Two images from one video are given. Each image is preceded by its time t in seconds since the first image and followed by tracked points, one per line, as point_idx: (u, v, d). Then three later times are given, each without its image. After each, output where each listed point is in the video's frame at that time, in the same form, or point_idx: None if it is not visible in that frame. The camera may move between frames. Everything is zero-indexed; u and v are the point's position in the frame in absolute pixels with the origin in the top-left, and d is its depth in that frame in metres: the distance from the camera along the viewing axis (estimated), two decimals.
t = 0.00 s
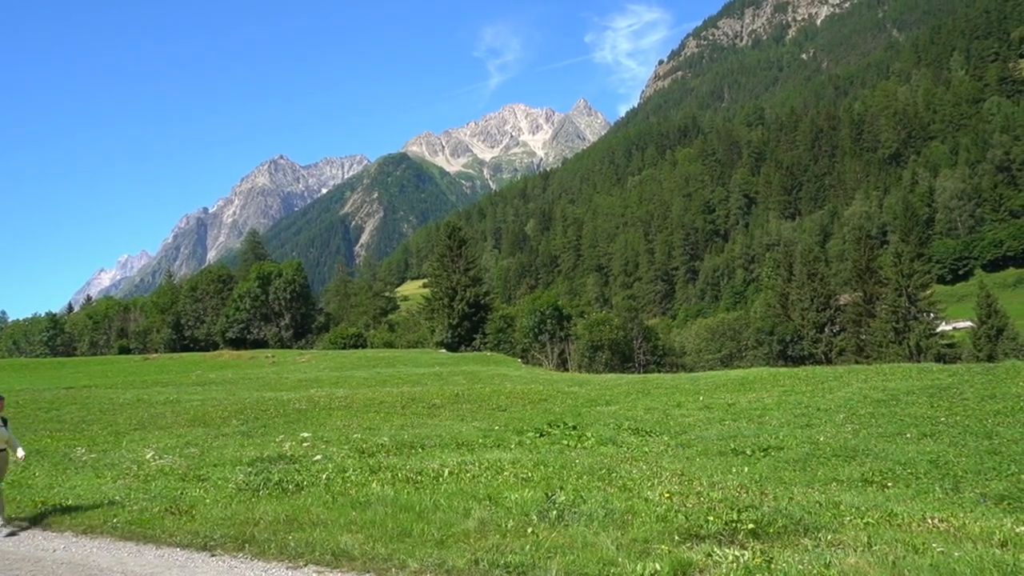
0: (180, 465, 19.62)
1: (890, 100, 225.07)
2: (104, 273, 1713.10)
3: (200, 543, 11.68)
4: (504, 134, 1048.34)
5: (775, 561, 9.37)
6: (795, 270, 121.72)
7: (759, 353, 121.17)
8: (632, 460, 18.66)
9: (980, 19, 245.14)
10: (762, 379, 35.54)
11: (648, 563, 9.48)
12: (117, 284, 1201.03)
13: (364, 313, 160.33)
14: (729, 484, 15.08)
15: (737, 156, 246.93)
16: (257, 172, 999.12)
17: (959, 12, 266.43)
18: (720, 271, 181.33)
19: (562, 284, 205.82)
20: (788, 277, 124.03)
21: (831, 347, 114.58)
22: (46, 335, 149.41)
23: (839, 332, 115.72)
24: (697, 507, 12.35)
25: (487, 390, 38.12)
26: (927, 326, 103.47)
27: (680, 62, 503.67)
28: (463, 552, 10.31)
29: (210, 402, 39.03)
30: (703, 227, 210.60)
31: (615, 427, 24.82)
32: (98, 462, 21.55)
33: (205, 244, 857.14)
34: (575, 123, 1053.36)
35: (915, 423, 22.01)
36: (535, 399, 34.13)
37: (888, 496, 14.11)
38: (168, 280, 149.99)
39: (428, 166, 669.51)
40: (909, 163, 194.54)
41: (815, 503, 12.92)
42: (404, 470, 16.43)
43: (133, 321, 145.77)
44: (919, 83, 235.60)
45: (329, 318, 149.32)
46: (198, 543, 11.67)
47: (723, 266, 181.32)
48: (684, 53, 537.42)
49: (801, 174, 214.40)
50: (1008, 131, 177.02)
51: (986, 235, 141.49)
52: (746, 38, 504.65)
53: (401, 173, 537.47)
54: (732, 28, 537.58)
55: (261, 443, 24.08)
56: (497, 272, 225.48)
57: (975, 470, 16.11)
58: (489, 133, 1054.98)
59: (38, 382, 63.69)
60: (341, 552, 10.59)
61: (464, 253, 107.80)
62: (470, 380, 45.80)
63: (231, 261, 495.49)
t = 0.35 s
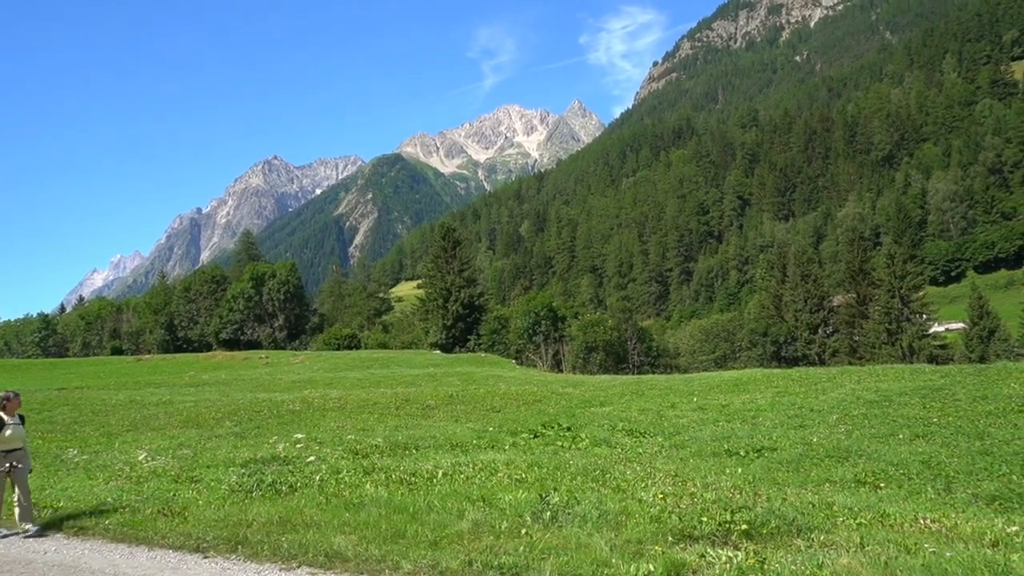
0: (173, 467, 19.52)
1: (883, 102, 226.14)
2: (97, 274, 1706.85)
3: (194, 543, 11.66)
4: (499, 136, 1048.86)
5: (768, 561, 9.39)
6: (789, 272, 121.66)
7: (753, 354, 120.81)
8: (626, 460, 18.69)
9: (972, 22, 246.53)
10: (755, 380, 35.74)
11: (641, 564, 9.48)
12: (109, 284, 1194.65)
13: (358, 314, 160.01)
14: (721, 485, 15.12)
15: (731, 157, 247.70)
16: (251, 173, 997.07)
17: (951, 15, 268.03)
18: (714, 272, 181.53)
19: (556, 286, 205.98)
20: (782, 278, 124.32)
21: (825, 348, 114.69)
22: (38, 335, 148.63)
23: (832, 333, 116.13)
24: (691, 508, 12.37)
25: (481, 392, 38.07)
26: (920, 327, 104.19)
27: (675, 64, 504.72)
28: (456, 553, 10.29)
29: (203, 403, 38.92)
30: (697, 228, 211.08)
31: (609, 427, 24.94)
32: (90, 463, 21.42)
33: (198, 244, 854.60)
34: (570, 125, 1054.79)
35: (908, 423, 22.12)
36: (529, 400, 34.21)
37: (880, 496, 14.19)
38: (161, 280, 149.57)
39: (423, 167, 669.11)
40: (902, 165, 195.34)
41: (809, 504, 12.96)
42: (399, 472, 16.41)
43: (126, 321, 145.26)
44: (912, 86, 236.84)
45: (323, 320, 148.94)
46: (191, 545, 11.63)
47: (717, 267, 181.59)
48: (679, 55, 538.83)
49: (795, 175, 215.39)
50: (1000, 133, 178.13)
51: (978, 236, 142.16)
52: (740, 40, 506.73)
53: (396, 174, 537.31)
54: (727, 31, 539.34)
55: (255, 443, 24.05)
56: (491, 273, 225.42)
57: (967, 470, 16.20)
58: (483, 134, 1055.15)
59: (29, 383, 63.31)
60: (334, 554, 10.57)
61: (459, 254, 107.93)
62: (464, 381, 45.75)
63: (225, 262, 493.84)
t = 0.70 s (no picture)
0: (165, 469, 19.43)
1: (874, 106, 227.43)
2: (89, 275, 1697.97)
3: (183, 546, 11.65)
4: (492, 138, 1049.80)
5: (761, 563, 9.41)
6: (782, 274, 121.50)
7: (746, 356, 120.97)
8: (620, 462, 18.73)
9: (963, 26, 247.94)
10: (748, 382, 35.81)
11: (633, 567, 9.50)
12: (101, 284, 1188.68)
13: (351, 316, 159.61)
14: (714, 487, 15.19)
15: (723, 159, 248.33)
16: (244, 174, 994.50)
17: (941, 19, 269.89)
18: (707, 274, 181.69)
19: (549, 288, 206.11)
20: (774, 280, 124.97)
21: (816, 350, 115.76)
22: (28, 337, 147.50)
23: (824, 335, 116.64)
24: (684, 509, 12.43)
25: (475, 393, 38.08)
26: (911, 330, 103.90)
27: (668, 67, 506.12)
28: (449, 556, 10.29)
29: (195, 405, 38.77)
30: (690, 231, 211.39)
31: (602, 430, 24.88)
32: (81, 466, 21.28)
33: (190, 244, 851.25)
34: (563, 127, 1056.66)
35: (898, 425, 22.28)
36: (523, 402, 34.19)
37: (873, 498, 14.29)
38: (153, 282, 148.85)
39: (416, 168, 668.49)
40: (894, 168, 196.34)
41: (801, 505, 13.04)
42: (392, 473, 16.41)
43: (117, 323, 144.54)
44: (903, 89, 238.30)
45: (316, 321, 148.54)
46: (182, 548, 11.58)
47: (709, 269, 181.63)
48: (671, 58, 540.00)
49: (787, 178, 216.42)
50: (990, 137, 179.39)
51: (969, 239, 142.94)
52: (732, 43, 508.80)
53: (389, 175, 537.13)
54: (719, 33, 540.80)
55: (247, 446, 23.98)
56: (484, 274, 225.16)
57: (957, 471, 16.34)
58: (477, 135, 1055.32)
59: (20, 384, 62.91)
60: (327, 556, 10.56)
61: (452, 256, 107.96)
62: (457, 383, 45.68)
63: (216, 263, 489.76)
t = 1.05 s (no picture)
0: (154, 471, 19.32)
1: (863, 109, 228.93)
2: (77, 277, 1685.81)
3: (174, 550, 11.56)
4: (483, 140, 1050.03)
5: (750, 564, 9.43)
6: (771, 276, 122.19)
7: (736, 358, 121.49)
8: (610, 464, 18.75)
9: (950, 31, 249.90)
10: (737, 384, 35.91)
11: (624, 568, 9.50)
12: (88, 286, 1179.66)
13: (341, 318, 159.11)
14: (705, 488, 15.18)
15: (714, 162, 249.09)
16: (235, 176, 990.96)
17: (929, 23, 272.16)
18: (697, 276, 182.16)
19: (540, 289, 206.27)
20: (765, 283, 125.62)
21: (806, 352, 115.83)
22: (15, 339, 145.79)
23: (813, 337, 116.94)
24: (674, 511, 12.45)
25: (465, 396, 38.06)
26: (900, 332, 104.55)
27: (658, 70, 507.50)
28: (439, 558, 10.26)
29: (184, 407, 38.53)
30: (681, 233, 211.88)
31: (593, 432, 24.89)
32: (67, 469, 21.07)
33: (180, 246, 845.90)
34: (554, 130, 1058.26)
35: (886, 426, 22.39)
36: (513, 404, 34.17)
37: (861, 500, 14.35)
38: (142, 284, 147.83)
39: (407, 170, 668.03)
40: (882, 171, 197.66)
41: (790, 507, 13.09)
42: (381, 476, 16.35)
43: (106, 325, 143.44)
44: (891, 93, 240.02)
45: (306, 324, 147.88)
46: (170, 552, 11.51)
47: (700, 271, 182.13)
48: (662, 61, 541.48)
49: (777, 181, 217.59)
50: (977, 141, 181.02)
51: (956, 241, 143.92)
52: (723, 46, 511.10)
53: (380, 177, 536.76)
54: (710, 36, 543.00)
55: (237, 448, 23.87)
56: (476, 276, 224.62)
57: (946, 473, 16.42)
58: (468, 137, 1055.80)
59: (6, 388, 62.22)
60: (315, 559, 10.52)
61: (444, 257, 107.70)
62: (447, 385, 45.54)
63: (207, 265, 488.26)
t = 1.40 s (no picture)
0: (136, 474, 19.12)
1: (847, 113, 231.09)
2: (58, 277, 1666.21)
3: (159, 552, 11.48)
4: (470, 141, 1050.43)
5: (734, 565, 9.49)
6: (755, 279, 122.90)
7: (720, 360, 122.04)
8: (595, 465, 18.83)
9: (932, 37, 252.85)
10: (722, 386, 36.19)
11: (607, 569, 9.54)
12: (70, 286, 1166.24)
13: (326, 319, 158.41)
14: (689, 490, 15.28)
15: (699, 165, 250.55)
16: (219, 175, 983.81)
17: (912, 30, 275.43)
18: (682, 278, 182.93)
19: (526, 291, 206.53)
20: (749, 285, 126.18)
21: (790, 354, 117.08)
22: None
23: (797, 339, 117.97)
24: (659, 512, 12.49)
25: (451, 397, 38.01)
26: (881, 334, 105.66)
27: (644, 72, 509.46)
28: (424, 560, 10.24)
29: (168, 409, 38.18)
30: (666, 235, 212.78)
31: (578, 433, 25.00)
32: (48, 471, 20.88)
33: (162, 246, 838.60)
34: (541, 132, 1060.39)
35: (868, 428, 22.61)
36: (498, 405, 34.18)
37: (843, 500, 14.51)
38: (124, 284, 146.38)
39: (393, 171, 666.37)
40: (865, 175, 199.59)
41: (773, 508, 13.20)
42: (366, 477, 16.30)
43: (87, 326, 141.89)
44: (874, 98, 242.46)
45: (291, 324, 147.02)
46: (154, 554, 11.42)
47: (685, 273, 182.99)
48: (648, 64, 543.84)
49: (761, 184, 219.03)
50: (958, 145, 183.36)
51: (937, 245, 145.66)
52: (708, 50, 514.60)
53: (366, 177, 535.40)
54: (696, 40, 546.00)
55: (221, 450, 23.77)
56: (462, 277, 224.30)
57: (926, 474, 16.63)
58: (455, 139, 1055.29)
59: None
60: (300, 563, 10.44)
61: (429, 258, 107.48)
62: (433, 386, 45.52)
63: (190, 265, 485.23)
